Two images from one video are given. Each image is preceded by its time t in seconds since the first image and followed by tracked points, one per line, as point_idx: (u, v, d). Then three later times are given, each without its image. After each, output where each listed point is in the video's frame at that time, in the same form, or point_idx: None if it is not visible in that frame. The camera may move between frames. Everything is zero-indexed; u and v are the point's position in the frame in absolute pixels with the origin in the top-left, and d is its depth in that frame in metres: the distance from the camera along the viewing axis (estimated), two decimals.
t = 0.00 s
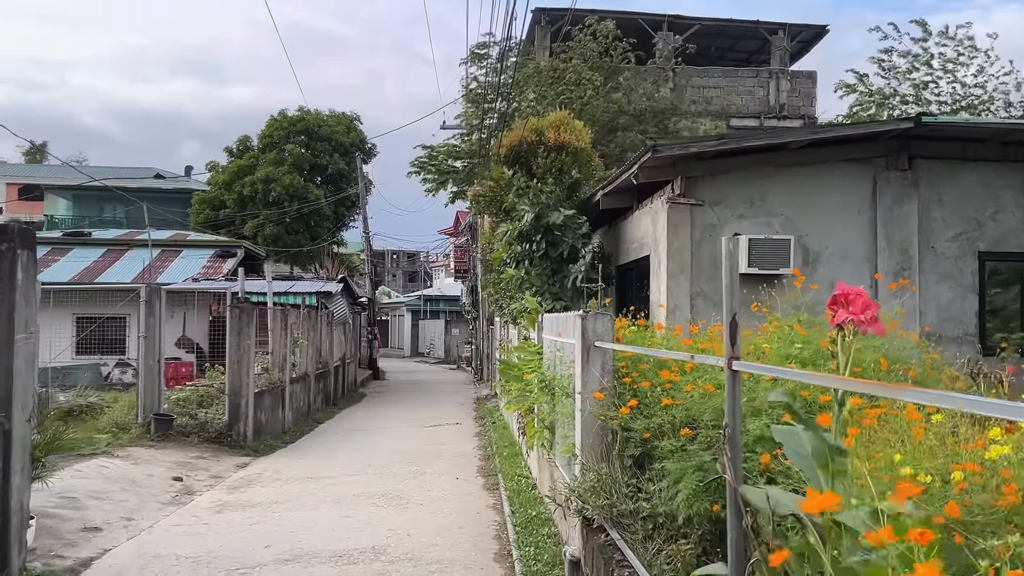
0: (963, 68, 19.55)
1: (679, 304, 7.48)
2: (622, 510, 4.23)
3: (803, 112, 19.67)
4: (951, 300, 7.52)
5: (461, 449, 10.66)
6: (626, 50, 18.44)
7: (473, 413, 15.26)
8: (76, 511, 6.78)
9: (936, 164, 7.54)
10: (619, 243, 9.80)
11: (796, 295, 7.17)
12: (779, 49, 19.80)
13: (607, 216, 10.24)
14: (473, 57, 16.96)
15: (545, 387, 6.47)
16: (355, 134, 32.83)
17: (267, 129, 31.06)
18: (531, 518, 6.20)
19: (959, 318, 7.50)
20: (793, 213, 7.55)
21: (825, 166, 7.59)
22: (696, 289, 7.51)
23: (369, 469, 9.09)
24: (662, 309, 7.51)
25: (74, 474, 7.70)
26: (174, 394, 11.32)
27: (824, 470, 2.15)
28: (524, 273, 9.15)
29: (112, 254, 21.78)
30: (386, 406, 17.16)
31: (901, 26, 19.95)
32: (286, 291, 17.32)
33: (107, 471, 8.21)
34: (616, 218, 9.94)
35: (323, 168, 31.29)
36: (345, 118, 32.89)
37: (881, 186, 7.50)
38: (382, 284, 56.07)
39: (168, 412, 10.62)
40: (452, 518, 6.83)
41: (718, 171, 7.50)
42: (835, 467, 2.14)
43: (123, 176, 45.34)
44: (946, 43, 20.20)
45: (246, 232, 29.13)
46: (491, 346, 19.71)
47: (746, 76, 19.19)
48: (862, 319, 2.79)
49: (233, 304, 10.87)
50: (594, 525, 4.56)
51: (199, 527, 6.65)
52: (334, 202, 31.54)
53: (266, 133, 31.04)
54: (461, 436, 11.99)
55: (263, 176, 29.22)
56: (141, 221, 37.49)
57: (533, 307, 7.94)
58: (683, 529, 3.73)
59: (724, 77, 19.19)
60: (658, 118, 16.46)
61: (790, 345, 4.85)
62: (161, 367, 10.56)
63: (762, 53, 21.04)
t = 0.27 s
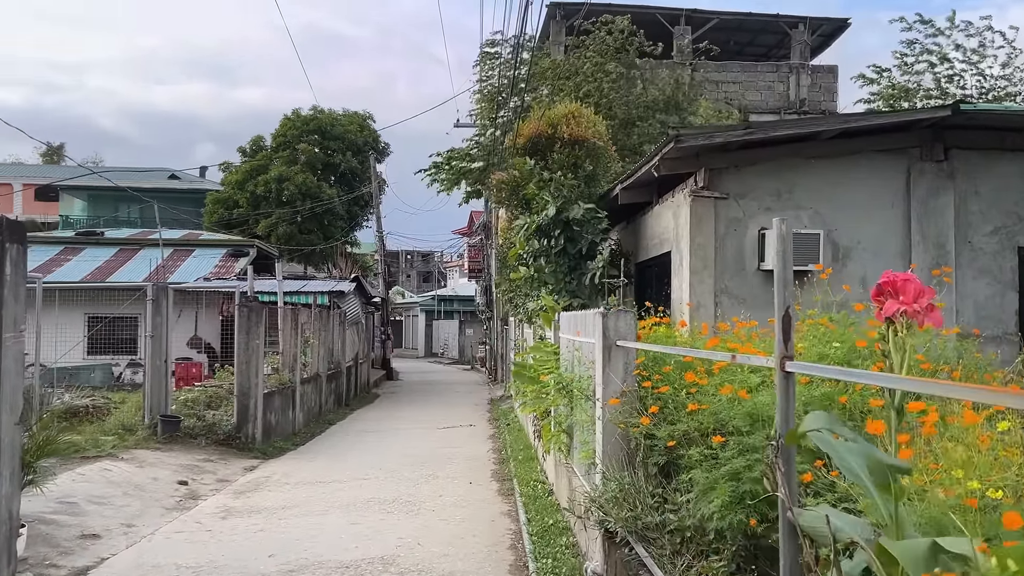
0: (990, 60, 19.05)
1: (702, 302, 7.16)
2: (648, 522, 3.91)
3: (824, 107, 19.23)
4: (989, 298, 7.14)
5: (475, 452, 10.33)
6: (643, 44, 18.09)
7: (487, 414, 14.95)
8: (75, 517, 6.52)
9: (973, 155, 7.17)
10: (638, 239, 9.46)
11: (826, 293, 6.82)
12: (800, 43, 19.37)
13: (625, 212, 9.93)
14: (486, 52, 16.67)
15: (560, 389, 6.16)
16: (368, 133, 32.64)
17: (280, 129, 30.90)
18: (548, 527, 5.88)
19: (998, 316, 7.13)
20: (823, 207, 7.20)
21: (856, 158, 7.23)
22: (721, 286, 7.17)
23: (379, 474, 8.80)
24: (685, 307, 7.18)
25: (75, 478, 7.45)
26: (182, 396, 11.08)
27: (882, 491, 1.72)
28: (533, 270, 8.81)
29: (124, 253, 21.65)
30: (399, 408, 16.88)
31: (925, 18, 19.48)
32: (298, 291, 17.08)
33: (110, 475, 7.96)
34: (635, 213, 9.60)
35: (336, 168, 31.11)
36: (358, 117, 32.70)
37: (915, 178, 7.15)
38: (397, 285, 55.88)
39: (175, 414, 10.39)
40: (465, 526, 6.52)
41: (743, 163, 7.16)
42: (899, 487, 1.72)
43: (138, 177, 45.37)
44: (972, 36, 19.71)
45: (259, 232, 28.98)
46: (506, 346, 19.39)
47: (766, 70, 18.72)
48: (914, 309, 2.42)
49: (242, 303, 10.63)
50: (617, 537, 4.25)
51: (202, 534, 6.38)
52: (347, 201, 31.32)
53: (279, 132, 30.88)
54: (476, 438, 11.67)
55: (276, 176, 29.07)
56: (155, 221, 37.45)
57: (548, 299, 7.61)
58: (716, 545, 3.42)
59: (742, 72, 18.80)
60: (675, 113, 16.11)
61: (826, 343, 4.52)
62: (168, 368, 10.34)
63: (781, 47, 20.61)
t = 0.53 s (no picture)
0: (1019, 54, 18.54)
1: (727, 303, 6.84)
2: (673, 541, 3.60)
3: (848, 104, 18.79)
4: None
5: (490, 457, 10.05)
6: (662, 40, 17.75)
7: (503, 417, 14.66)
8: (75, 526, 6.30)
9: (1013, 147, 6.80)
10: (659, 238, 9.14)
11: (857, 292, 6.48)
12: (822, 38, 18.95)
13: (645, 210, 9.62)
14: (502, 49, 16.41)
15: (577, 394, 5.85)
16: (384, 133, 32.46)
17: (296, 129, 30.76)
18: (566, 540, 5.58)
19: None
20: (854, 203, 6.86)
21: (888, 151, 6.88)
22: (746, 286, 6.84)
23: (391, 480, 8.54)
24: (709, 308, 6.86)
25: (77, 484, 7.24)
26: (193, 398, 10.88)
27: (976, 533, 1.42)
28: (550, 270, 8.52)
29: (139, 254, 21.56)
30: (413, 410, 16.62)
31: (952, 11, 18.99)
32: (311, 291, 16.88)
33: (115, 480, 7.75)
34: (655, 211, 9.29)
35: (351, 168, 30.95)
36: (374, 117, 32.52)
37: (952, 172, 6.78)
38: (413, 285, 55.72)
39: (184, 417, 10.17)
40: (478, 537, 6.23)
41: (769, 157, 6.83)
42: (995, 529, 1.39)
43: (155, 178, 45.49)
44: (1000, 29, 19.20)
45: (275, 232, 28.87)
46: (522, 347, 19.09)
47: (788, 66, 18.32)
48: None
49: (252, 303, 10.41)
50: (639, 556, 3.94)
51: (205, 545, 6.13)
52: (363, 201, 31.15)
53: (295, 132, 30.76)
54: (491, 442, 11.38)
55: (291, 176, 28.94)
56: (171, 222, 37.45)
57: (565, 300, 7.32)
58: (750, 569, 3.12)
59: (763, 68, 18.41)
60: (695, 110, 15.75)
61: (865, 344, 4.19)
62: (177, 370, 10.13)
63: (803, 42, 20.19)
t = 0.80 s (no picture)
0: None
1: (756, 301, 6.53)
2: (702, 561, 3.27)
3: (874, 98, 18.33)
4: None
5: (508, 462, 9.75)
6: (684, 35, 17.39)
7: (521, 420, 14.38)
8: (77, 533, 6.08)
9: None
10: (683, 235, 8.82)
11: (894, 290, 6.14)
12: (848, 32, 18.51)
13: (669, 206, 9.30)
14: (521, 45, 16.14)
15: (597, 398, 5.55)
16: (402, 133, 32.28)
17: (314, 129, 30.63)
18: (586, 552, 5.28)
19: None
20: (890, 197, 6.51)
21: (927, 142, 6.52)
22: (776, 284, 6.52)
23: (405, 486, 8.27)
24: (738, 307, 6.53)
25: (83, 490, 7.03)
26: (205, 400, 10.68)
27: None
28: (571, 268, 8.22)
29: (156, 254, 21.49)
30: (430, 411, 16.37)
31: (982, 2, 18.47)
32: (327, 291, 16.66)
33: (121, 485, 7.54)
34: (679, 208, 8.97)
35: (370, 168, 30.78)
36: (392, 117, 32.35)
37: (995, 164, 6.42)
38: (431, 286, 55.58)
39: (195, 420, 9.96)
40: (494, 548, 5.95)
41: (800, 149, 6.50)
42: None
43: (175, 179, 45.66)
44: None
45: (293, 232, 28.77)
46: (541, 348, 18.76)
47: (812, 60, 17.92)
48: None
49: (265, 303, 10.17)
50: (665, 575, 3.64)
51: (210, 554, 5.89)
52: (381, 200, 30.97)
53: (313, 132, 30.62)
54: (509, 446, 11.08)
55: (309, 176, 28.83)
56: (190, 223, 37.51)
57: (585, 299, 7.02)
58: None
59: (787, 63, 18.00)
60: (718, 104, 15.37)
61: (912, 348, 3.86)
62: (188, 371, 9.92)
63: (828, 37, 19.77)
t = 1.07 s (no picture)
0: None
1: (792, 299, 6.20)
2: None
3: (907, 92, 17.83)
4: None
5: (531, 466, 9.45)
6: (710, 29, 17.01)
7: (543, 422, 14.08)
8: (86, 540, 5.88)
9: None
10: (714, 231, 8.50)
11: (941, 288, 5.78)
12: (879, 25, 18.01)
13: (699, 202, 9.00)
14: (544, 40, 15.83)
15: (624, 401, 5.25)
16: (424, 133, 32.09)
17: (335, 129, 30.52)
18: (614, 565, 4.98)
19: None
20: (935, 189, 6.14)
21: (975, 131, 6.16)
22: (814, 281, 6.19)
23: (425, 491, 8.01)
24: (774, 306, 6.21)
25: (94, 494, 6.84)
26: (222, 401, 10.49)
27: None
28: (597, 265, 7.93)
29: (176, 254, 21.43)
30: (451, 413, 16.12)
31: None
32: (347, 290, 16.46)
33: (134, 489, 7.34)
34: (709, 203, 8.67)
35: (391, 167, 30.63)
36: (413, 116, 32.19)
37: None
38: (452, 286, 55.41)
39: (212, 422, 9.77)
40: (517, 558, 5.67)
41: (840, 139, 6.16)
42: None
43: (197, 180, 45.83)
44: None
45: (314, 232, 28.69)
46: (564, 348, 18.44)
47: (842, 54, 17.46)
48: None
49: (282, 302, 9.95)
50: None
51: (221, 562, 5.67)
52: (402, 200, 30.76)
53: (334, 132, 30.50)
54: (532, 449, 10.78)
55: (330, 175, 28.72)
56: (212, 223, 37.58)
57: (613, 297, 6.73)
58: None
59: (817, 56, 17.55)
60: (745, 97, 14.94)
61: (974, 350, 3.52)
62: (205, 372, 9.74)
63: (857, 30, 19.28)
